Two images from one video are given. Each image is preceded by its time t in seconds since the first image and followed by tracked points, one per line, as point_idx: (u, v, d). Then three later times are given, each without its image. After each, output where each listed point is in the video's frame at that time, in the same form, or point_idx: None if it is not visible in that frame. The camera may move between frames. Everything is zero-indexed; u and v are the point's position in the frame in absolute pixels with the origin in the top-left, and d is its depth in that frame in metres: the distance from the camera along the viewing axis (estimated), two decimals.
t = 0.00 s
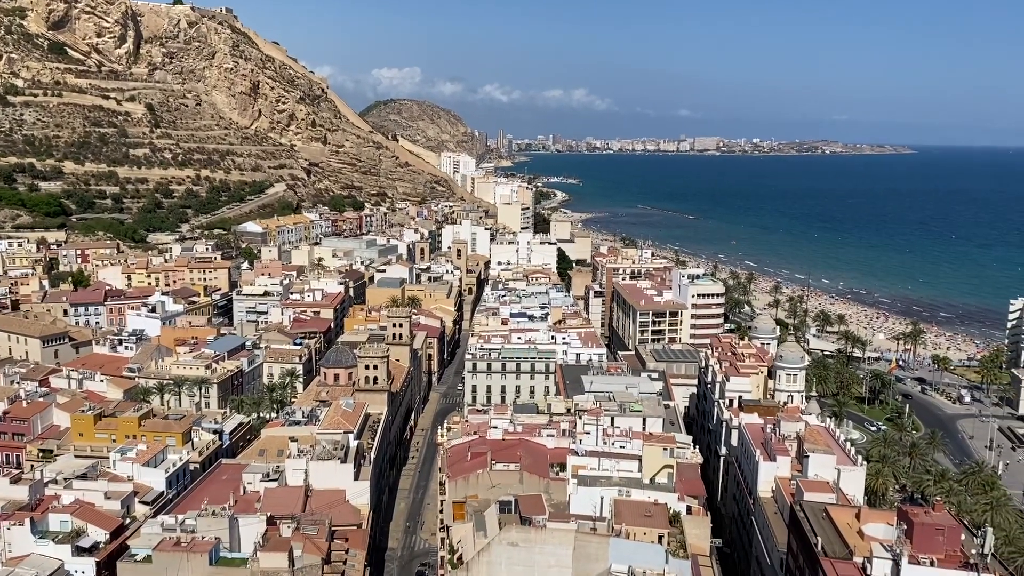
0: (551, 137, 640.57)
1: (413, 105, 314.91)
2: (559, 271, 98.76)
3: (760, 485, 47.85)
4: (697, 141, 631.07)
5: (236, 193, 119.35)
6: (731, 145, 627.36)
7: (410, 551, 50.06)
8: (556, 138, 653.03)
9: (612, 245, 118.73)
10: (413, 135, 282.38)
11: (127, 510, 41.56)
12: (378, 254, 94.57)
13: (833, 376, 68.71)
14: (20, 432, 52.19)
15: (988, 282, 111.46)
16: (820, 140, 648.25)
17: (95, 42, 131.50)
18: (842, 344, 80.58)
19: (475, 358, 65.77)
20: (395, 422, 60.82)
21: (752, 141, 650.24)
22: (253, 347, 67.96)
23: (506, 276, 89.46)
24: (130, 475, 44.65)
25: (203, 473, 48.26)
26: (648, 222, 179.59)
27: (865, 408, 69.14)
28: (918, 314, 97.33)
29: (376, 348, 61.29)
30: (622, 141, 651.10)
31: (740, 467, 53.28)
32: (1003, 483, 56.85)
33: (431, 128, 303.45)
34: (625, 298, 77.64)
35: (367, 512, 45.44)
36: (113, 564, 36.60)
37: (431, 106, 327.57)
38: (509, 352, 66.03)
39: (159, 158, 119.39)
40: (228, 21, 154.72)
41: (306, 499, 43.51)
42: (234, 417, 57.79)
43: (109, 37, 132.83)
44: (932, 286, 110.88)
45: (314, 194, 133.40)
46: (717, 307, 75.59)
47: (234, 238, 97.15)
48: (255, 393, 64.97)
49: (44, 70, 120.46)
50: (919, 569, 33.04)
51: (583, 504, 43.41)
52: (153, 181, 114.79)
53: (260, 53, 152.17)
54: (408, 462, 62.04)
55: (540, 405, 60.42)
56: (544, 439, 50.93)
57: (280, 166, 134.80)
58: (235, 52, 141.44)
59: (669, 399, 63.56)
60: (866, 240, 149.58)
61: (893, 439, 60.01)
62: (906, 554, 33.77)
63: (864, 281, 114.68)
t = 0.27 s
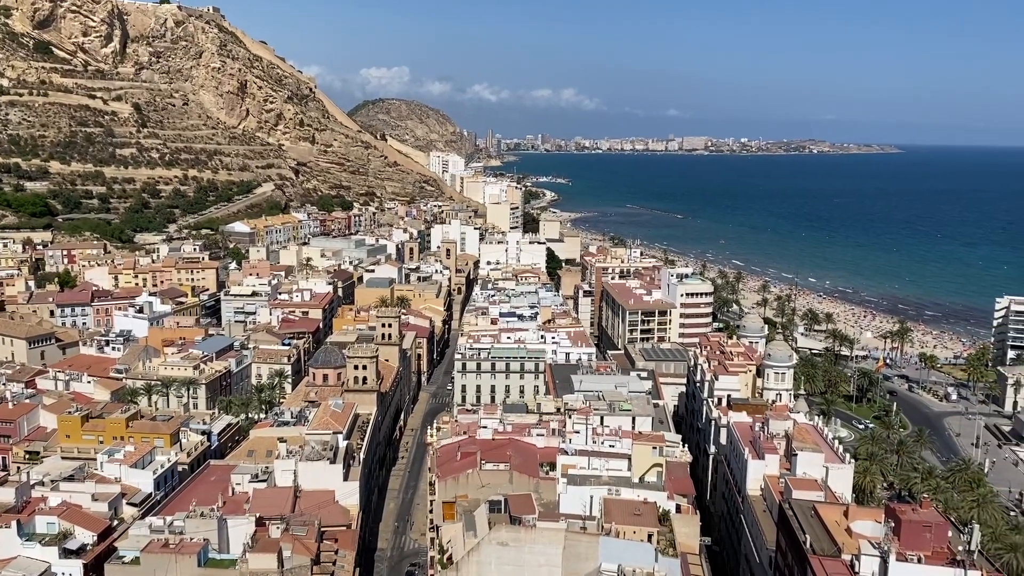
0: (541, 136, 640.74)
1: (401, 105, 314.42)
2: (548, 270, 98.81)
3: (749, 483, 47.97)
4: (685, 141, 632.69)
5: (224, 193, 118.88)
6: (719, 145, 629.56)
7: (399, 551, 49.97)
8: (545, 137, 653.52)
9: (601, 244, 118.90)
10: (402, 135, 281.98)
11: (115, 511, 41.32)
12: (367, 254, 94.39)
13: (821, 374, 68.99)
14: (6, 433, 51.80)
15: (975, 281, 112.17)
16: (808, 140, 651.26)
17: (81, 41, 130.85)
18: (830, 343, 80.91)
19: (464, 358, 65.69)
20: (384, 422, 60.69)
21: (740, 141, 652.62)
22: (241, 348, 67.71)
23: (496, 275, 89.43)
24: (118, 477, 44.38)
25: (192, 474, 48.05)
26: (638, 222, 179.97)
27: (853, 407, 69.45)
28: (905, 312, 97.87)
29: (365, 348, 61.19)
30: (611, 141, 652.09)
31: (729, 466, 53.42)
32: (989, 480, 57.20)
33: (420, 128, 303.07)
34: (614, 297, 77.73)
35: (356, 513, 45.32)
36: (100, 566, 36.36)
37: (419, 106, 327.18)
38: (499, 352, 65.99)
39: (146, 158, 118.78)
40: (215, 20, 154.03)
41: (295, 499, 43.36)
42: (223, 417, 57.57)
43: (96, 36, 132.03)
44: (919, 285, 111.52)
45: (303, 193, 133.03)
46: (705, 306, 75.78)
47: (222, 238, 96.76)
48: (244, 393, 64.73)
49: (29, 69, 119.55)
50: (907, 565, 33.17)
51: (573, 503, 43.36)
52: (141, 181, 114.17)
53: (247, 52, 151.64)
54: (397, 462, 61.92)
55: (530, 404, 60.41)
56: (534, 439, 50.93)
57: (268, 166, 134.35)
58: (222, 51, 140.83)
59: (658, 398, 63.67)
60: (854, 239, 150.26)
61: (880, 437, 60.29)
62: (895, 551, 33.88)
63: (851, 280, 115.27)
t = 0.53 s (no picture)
0: (529, 137, 640.66)
1: (390, 106, 313.99)
2: (537, 271, 98.83)
3: (738, 483, 48.10)
4: (674, 142, 634.43)
5: (212, 194, 118.43)
6: (708, 146, 631.72)
7: (389, 553, 49.84)
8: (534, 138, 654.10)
9: (590, 245, 119.08)
10: (391, 136, 281.60)
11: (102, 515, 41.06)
12: (356, 255, 94.20)
13: (809, 374, 69.28)
14: None
15: (961, 281, 112.91)
16: (795, 141, 654.42)
17: (67, 42, 130.18)
18: (818, 343, 81.24)
19: (454, 359, 65.62)
20: (373, 424, 60.57)
21: (729, 142, 655.10)
22: (230, 349, 67.45)
23: (485, 276, 89.41)
24: (105, 480, 44.05)
25: (180, 477, 47.81)
26: (627, 223, 180.36)
27: (841, 406, 69.74)
28: (891, 313, 98.42)
29: (354, 349, 61.02)
30: (600, 142, 653.22)
31: (718, 466, 53.55)
32: (975, 479, 57.56)
33: (408, 129, 302.71)
34: (603, 298, 77.81)
35: (345, 515, 45.17)
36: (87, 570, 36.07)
37: (408, 107, 326.83)
38: (488, 353, 65.95)
39: (133, 159, 118.19)
40: (202, 21, 153.36)
41: (284, 502, 43.18)
42: (211, 420, 57.30)
43: (82, 37, 131.42)
44: (906, 285, 112.17)
45: (291, 195, 132.66)
46: (694, 306, 75.98)
47: (210, 240, 96.34)
48: (232, 396, 64.47)
49: (15, 70, 118.66)
50: (894, 565, 33.34)
51: (563, 504, 43.29)
52: (128, 183, 113.54)
53: (235, 53, 151.14)
54: (387, 463, 61.80)
55: (519, 405, 60.42)
56: (524, 440, 50.90)
57: (256, 167, 133.91)
58: (209, 52, 140.28)
59: (647, 399, 63.79)
60: (841, 240, 150.99)
61: (868, 437, 60.59)
62: (882, 550, 34.06)
63: (838, 280, 115.83)
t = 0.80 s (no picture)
0: (519, 140, 640.99)
1: (379, 108, 313.66)
2: (527, 274, 98.85)
3: (728, 485, 48.15)
4: (663, 145, 636.19)
5: (200, 197, 118.03)
6: (697, 149, 633.44)
7: (379, 557, 49.63)
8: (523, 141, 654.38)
9: (580, 248, 119.19)
10: (380, 139, 281.31)
11: (89, 520, 40.80)
12: (345, 258, 94.01)
13: (797, 376, 69.51)
14: None
15: (948, 283, 113.60)
16: (784, 144, 657.30)
17: (53, 45, 129.54)
18: (806, 344, 81.56)
19: (443, 362, 65.51)
20: (363, 428, 60.43)
21: (718, 145, 657.27)
22: (218, 353, 67.15)
23: (475, 279, 89.38)
24: (92, 485, 43.77)
25: (168, 481, 47.54)
26: (616, 225, 180.63)
27: (829, 408, 70.01)
28: (879, 315, 98.88)
29: (343, 352, 60.86)
30: (590, 145, 654.14)
31: (708, 468, 53.63)
32: (963, 480, 57.83)
33: (397, 132, 302.48)
34: (593, 300, 77.90)
35: (335, 519, 44.95)
36: None
37: (397, 110, 326.64)
38: (478, 356, 65.88)
39: (120, 162, 117.70)
40: (190, 24, 152.85)
41: (273, 506, 42.95)
42: (199, 424, 56.99)
43: (68, 40, 130.68)
44: (893, 287, 112.78)
45: (279, 198, 132.29)
46: (683, 308, 76.14)
47: (198, 243, 95.95)
48: (220, 400, 64.15)
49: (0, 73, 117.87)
50: (883, 565, 33.45)
51: (552, 507, 43.29)
52: (115, 186, 113.09)
53: (223, 56, 150.69)
54: (376, 467, 61.61)
55: (509, 408, 60.34)
56: (514, 443, 50.83)
57: (244, 170, 133.52)
58: (197, 55, 139.68)
59: (636, 401, 63.85)
60: (829, 243, 151.73)
61: (856, 438, 60.87)
62: (871, 551, 34.12)
63: (826, 282, 116.41)
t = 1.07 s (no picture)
0: (509, 144, 641.76)
1: (368, 113, 313.39)
2: (517, 279, 98.82)
3: (718, 489, 48.21)
4: (652, 149, 637.91)
5: (188, 202, 117.55)
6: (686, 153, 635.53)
7: (369, 563, 49.43)
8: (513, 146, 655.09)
9: (569, 252, 119.31)
10: (369, 144, 280.96)
11: (76, 528, 40.48)
12: (334, 263, 93.78)
13: (786, 380, 69.68)
14: None
15: (936, 286, 114.27)
16: (772, 148, 660.21)
17: (41, 49, 126.70)
18: (795, 348, 81.80)
19: (433, 367, 65.37)
20: (353, 433, 60.23)
21: (707, 149, 659.62)
22: (207, 359, 66.82)
23: (465, 284, 89.32)
24: (80, 492, 43.43)
25: (157, 488, 47.24)
26: (606, 230, 180.94)
27: (818, 412, 70.22)
28: (867, 318, 99.32)
29: (333, 358, 60.67)
30: (580, 150, 655.37)
31: (698, 472, 53.66)
32: (951, 483, 58.08)
33: (387, 137, 302.24)
34: (582, 305, 77.95)
35: (324, 525, 44.73)
36: None
37: (387, 115, 326.38)
38: (468, 361, 65.79)
39: (108, 167, 117.37)
40: (178, 29, 152.35)
41: (262, 513, 42.69)
42: (188, 430, 56.67)
43: (55, 44, 128.14)
44: (881, 291, 113.31)
45: (268, 203, 131.88)
46: (672, 313, 76.26)
47: (186, 248, 95.52)
48: (209, 406, 63.82)
49: None
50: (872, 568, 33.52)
51: (543, 511, 43.47)
52: (103, 191, 112.58)
53: (211, 60, 150.02)
54: (366, 473, 61.38)
55: (500, 413, 60.26)
56: (504, 448, 50.73)
57: (232, 175, 133.07)
58: (186, 59, 139.19)
59: (627, 405, 63.86)
60: (818, 247, 152.39)
61: (845, 442, 61.05)
62: (860, 554, 34.21)
63: (814, 286, 116.89)
